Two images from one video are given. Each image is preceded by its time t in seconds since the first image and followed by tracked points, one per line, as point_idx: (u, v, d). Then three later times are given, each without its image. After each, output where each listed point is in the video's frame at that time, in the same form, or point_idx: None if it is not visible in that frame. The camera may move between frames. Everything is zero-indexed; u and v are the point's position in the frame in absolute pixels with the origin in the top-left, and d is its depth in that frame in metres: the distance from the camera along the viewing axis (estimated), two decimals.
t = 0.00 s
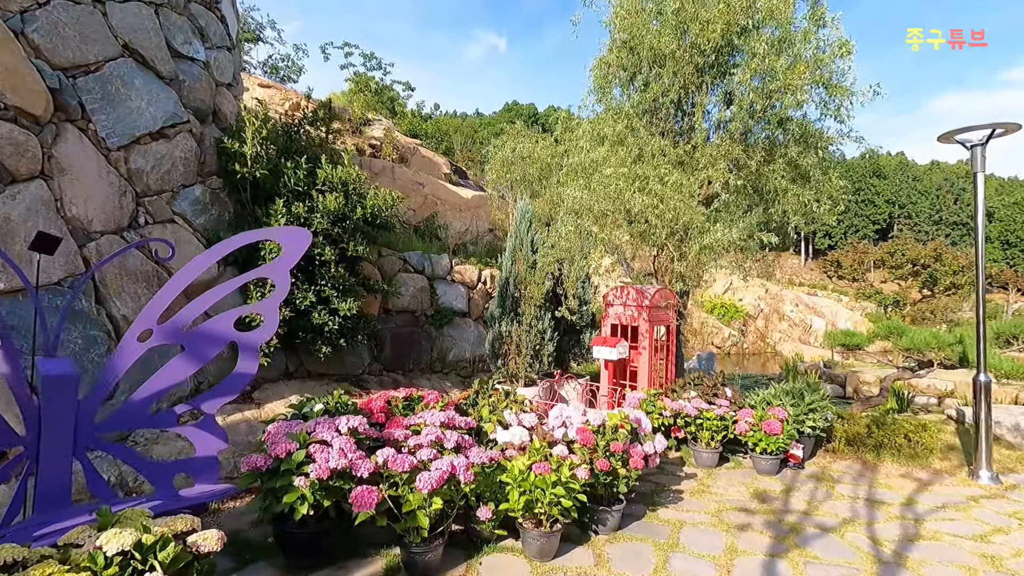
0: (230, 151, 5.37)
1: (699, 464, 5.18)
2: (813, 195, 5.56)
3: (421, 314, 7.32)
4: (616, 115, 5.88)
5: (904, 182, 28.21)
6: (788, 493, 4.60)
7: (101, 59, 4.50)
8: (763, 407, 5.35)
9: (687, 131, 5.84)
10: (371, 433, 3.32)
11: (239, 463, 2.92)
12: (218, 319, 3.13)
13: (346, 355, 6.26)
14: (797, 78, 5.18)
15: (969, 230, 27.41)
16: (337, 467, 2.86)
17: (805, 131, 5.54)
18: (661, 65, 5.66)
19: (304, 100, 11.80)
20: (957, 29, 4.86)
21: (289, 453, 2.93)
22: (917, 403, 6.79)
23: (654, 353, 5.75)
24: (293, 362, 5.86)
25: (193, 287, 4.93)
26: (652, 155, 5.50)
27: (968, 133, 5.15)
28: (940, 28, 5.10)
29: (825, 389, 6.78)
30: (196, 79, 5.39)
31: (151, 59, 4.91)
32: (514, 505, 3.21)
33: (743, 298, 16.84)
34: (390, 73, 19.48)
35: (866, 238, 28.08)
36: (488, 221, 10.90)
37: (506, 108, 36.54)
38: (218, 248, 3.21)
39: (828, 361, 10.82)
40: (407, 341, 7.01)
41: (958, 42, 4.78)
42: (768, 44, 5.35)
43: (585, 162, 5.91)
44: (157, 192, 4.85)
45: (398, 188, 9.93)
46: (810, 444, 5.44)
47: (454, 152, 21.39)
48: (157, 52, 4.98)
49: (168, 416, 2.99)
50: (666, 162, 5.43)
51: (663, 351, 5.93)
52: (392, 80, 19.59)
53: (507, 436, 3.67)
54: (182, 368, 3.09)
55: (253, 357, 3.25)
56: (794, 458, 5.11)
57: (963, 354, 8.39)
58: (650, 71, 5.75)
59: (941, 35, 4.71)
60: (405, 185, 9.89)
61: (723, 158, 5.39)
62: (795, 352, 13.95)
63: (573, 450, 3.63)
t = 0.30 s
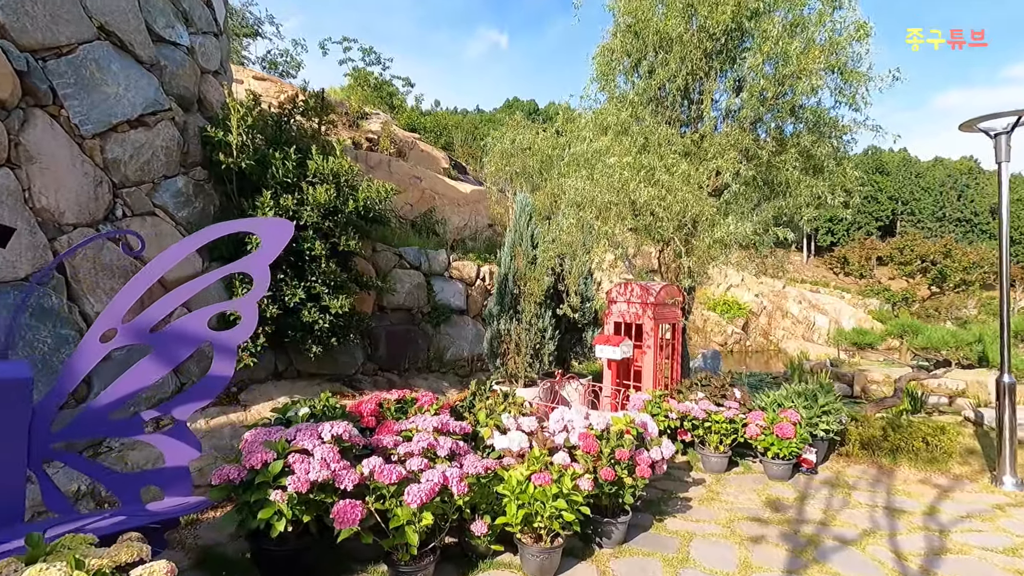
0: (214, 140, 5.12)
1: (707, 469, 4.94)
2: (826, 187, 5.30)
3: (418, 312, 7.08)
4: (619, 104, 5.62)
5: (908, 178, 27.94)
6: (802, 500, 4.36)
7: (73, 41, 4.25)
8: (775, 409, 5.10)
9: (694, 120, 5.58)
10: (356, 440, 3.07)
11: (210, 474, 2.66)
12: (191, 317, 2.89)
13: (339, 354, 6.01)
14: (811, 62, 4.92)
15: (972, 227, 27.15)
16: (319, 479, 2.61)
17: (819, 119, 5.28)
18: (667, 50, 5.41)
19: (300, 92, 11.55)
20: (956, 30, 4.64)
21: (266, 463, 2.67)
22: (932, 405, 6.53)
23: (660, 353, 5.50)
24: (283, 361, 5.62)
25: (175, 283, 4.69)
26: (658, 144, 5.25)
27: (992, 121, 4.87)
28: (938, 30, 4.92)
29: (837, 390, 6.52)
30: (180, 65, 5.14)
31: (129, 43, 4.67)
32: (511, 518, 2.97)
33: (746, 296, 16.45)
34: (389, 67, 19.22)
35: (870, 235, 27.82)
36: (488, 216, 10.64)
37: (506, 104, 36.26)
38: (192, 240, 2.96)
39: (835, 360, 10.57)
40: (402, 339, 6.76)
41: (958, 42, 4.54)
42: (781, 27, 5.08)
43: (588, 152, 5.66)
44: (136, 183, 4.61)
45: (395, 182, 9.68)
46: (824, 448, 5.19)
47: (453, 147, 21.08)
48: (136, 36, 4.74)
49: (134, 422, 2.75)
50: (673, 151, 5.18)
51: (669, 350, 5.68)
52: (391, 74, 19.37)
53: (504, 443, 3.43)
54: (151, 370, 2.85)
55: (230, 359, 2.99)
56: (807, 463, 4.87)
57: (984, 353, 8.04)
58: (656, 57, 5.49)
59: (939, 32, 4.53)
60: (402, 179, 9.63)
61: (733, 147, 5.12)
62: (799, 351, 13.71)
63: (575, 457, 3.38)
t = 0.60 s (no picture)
0: (195, 127, 4.86)
1: (712, 472, 4.72)
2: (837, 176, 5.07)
3: (412, 308, 6.85)
4: (620, 91, 5.39)
5: (911, 174, 27.70)
6: (813, 505, 4.14)
7: (42, 20, 4.13)
8: (783, 409, 4.87)
9: (698, 108, 5.35)
10: (338, 444, 2.84)
11: (175, 484, 2.44)
12: (157, 312, 2.66)
13: (329, 352, 5.78)
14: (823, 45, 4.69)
15: (974, 224, 26.94)
16: (293, 489, 2.39)
17: (829, 106, 5.04)
18: (671, 33, 5.18)
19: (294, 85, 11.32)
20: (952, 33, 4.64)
21: (236, 472, 2.46)
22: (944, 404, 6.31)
23: (663, 350, 5.28)
24: (270, 359, 5.40)
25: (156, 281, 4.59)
26: (661, 131, 5.02)
27: (1011, 107, 4.63)
28: (938, 31, 4.84)
29: (846, 389, 6.29)
30: (161, 50, 4.91)
31: (104, 24, 4.49)
32: (505, 529, 2.75)
33: (748, 292, 16.18)
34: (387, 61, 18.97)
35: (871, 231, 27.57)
36: (486, 210, 10.41)
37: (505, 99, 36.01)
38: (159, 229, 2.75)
39: (839, 357, 10.36)
40: (396, 337, 6.54)
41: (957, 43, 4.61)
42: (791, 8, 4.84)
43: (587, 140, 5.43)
44: (112, 172, 4.41)
45: (391, 175, 9.45)
46: (834, 449, 4.97)
47: (452, 141, 20.80)
48: (112, 17, 4.54)
49: (94, 427, 2.56)
50: (676, 139, 4.95)
51: (672, 348, 5.46)
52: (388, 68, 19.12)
53: (499, 446, 3.21)
54: (115, 369, 2.63)
55: (201, 359, 2.75)
56: (816, 465, 4.65)
57: (998, 351, 7.76)
58: (659, 41, 5.25)
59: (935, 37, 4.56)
60: (398, 172, 9.39)
61: (739, 135, 4.89)
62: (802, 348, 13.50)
63: (574, 463, 3.15)
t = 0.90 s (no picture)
0: (164, 113, 4.57)
1: (713, 480, 4.47)
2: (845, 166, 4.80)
3: (401, 306, 6.57)
4: (618, 77, 5.11)
5: (910, 171, 27.48)
6: (822, 516, 3.89)
7: None
8: (789, 413, 4.60)
9: (699, 94, 5.07)
10: (305, 456, 2.56)
11: (113, 506, 2.15)
12: (99, 311, 2.38)
13: (312, 352, 5.50)
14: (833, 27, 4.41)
15: (972, 221, 26.77)
16: (249, 510, 2.11)
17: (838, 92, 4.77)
18: (672, 15, 4.90)
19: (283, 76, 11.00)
20: (955, 31, 4.49)
21: (184, 492, 2.17)
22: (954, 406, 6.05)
23: (662, 350, 5.01)
24: (247, 360, 5.12)
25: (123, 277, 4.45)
26: (661, 119, 4.74)
27: None
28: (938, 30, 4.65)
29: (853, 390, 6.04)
30: (128, 31, 4.67)
31: (64, 2, 4.31)
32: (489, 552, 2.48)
33: (747, 289, 15.93)
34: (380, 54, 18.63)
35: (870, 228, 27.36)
36: (479, 205, 10.12)
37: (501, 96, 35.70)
38: (104, 218, 2.47)
39: (841, 356, 10.11)
40: (383, 336, 6.26)
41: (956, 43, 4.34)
42: None
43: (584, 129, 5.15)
44: (73, 160, 4.20)
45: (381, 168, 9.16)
46: (843, 455, 4.71)
47: (448, 136, 20.48)
48: None
49: (25, 440, 2.28)
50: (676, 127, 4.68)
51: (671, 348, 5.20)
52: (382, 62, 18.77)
53: (485, 456, 2.93)
54: (51, 375, 2.35)
55: (150, 365, 2.46)
56: (824, 472, 4.39)
57: (1012, 350, 7.48)
58: (659, 24, 4.97)
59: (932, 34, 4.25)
60: (388, 166, 9.10)
61: (743, 123, 4.62)
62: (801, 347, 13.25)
63: (567, 475, 2.87)
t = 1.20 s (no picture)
0: (134, 99, 4.31)
1: (715, 486, 4.25)
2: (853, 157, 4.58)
3: (390, 304, 6.32)
4: (616, 63, 4.87)
5: (906, 167, 27.36)
6: (831, 526, 3.68)
7: None
8: (795, 416, 4.38)
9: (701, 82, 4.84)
10: (274, 471, 2.31)
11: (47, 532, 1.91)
12: (43, 310, 2.13)
13: (295, 353, 5.24)
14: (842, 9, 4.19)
15: (968, 218, 26.70)
16: (202, 536, 1.87)
17: (847, 80, 4.55)
18: None
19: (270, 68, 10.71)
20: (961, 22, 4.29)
21: (130, 514, 1.93)
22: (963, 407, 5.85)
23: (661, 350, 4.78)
24: (226, 362, 4.87)
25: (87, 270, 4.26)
26: (660, 107, 4.52)
27: None
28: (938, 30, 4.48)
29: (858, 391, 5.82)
30: (96, 13, 4.48)
31: None
32: None
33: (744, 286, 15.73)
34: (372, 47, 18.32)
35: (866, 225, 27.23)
36: (472, 200, 9.87)
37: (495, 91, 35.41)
38: (46, 207, 2.20)
39: (841, 354, 9.91)
40: (371, 335, 6.01)
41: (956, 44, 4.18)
42: None
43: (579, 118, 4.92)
44: (32, 149, 3.99)
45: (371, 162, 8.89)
46: (851, 459, 4.49)
47: (441, 131, 20.18)
48: None
49: None
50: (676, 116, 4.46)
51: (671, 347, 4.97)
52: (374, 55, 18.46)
53: (474, 467, 2.68)
54: None
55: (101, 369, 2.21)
56: (832, 479, 4.17)
57: (1019, 349, 7.28)
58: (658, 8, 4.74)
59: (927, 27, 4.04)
60: (378, 159, 8.84)
61: (746, 112, 4.40)
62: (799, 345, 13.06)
63: (563, 489, 2.63)
